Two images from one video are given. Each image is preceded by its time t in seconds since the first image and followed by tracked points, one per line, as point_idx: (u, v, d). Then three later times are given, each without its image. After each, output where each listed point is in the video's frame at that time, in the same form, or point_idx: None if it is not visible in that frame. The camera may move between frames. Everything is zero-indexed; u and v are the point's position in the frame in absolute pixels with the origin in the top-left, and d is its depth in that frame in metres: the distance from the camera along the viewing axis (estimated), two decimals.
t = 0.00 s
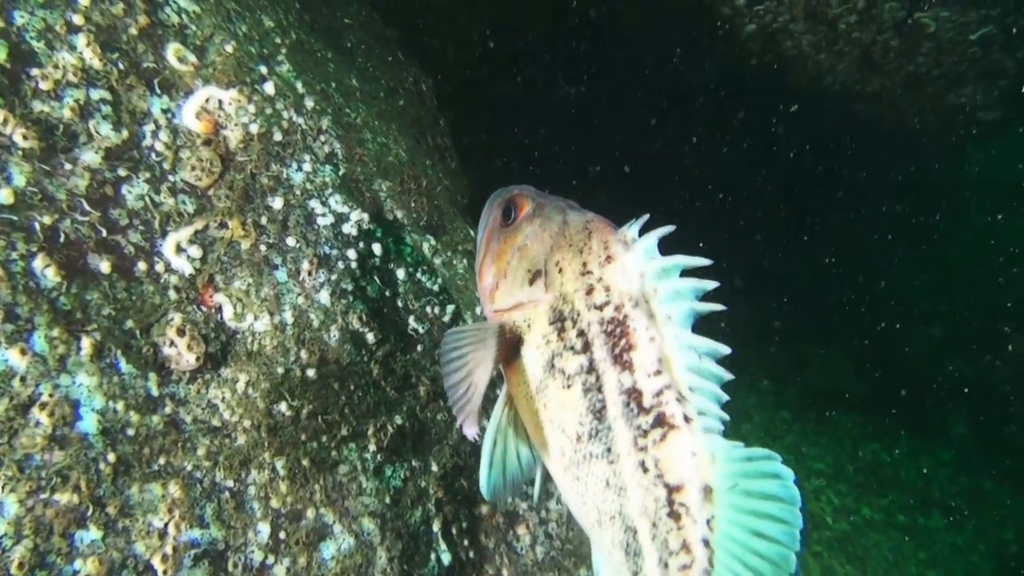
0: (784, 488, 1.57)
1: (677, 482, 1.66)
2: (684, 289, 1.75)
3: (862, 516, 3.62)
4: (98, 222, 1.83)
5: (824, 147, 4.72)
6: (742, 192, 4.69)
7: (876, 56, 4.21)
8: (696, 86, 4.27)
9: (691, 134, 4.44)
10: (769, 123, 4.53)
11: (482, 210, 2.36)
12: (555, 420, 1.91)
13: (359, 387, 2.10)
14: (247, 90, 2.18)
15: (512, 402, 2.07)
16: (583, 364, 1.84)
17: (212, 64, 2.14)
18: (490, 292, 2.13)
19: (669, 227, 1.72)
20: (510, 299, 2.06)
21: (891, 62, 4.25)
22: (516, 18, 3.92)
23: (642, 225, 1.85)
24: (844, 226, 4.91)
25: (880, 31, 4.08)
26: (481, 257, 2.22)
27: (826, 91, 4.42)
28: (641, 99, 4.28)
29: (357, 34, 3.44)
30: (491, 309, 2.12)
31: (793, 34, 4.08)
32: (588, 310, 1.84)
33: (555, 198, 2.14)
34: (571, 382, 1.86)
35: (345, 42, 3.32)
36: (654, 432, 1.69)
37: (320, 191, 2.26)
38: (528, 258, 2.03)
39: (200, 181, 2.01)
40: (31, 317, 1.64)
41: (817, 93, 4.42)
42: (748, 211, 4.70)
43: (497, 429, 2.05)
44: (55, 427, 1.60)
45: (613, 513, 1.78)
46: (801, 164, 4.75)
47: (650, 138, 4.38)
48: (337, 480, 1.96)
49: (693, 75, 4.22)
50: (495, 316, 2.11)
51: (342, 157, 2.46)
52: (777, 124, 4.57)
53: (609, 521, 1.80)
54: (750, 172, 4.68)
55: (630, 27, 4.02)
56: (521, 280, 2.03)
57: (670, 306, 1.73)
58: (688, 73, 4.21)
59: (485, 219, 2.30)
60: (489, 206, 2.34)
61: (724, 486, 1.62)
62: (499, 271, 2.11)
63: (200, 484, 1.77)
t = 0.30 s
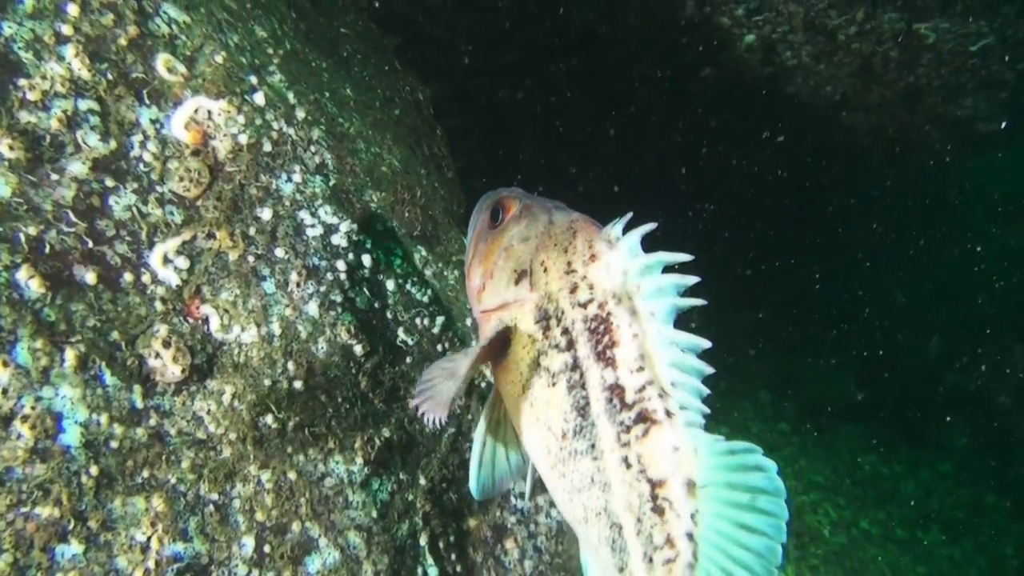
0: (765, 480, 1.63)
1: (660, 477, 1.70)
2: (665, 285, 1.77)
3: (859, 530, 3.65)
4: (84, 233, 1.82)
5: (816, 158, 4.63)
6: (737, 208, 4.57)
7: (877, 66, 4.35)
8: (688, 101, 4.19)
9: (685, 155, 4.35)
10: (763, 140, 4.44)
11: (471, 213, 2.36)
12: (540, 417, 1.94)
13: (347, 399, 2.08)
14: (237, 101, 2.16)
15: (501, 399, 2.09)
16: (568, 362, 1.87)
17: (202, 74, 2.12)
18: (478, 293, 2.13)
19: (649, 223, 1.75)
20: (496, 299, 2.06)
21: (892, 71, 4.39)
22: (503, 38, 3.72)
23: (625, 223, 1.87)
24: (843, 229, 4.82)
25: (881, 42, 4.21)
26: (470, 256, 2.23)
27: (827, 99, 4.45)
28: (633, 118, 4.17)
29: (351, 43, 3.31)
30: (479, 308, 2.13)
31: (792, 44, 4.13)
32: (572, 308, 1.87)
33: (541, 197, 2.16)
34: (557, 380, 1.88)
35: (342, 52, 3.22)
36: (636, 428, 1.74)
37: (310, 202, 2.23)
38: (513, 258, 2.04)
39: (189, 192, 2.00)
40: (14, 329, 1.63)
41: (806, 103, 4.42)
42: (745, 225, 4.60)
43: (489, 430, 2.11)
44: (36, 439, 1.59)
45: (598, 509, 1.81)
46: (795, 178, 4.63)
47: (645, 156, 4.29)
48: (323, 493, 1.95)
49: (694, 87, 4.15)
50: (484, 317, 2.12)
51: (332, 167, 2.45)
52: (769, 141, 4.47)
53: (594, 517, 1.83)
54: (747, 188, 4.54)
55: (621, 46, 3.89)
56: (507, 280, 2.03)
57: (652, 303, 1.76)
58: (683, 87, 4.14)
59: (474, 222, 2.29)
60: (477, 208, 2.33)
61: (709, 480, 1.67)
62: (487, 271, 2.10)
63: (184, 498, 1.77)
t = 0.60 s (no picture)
0: (709, 455, 1.86)
1: (620, 447, 2.01)
2: (645, 268, 2.07)
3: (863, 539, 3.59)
4: (69, 246, 1.80)
5: (815, 177, 4.46)
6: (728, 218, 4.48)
7: (876, 69, 4.03)
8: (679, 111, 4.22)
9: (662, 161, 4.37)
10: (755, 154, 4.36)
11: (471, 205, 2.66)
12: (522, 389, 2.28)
13: (336, 411, 2.04)
14: (224, 112, 2.16)
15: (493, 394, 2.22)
16: (548, 338, 2.21)
17: (188, 85, 2.11)
18: (473, 274, 2.49)
19: (635, 214, 2.06)
20: (489, 281, 2.41)
21: (892, 75, 4.05)
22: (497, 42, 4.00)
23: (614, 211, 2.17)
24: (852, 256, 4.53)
25: (878, 45, 3.91)
26: (469, 241, 2.55)
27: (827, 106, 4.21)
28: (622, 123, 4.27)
29: (347, 53, 3.45)
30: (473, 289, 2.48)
31: (791, 49, 3.94)
32: (558, 288, 2.19)
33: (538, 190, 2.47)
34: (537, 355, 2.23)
35: (335, 60, 3.31)
36: (603, 400, 2.06)
37: (299, 214, 2.21)
38: (507, 244, 2.37)
39: (176, 204, 1.99)
40: None
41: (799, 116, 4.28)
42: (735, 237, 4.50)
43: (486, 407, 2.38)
44: (18, 456, 1.58)
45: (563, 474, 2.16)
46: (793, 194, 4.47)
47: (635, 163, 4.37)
48: (312, 507, 1.94)
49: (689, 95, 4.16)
50: (477, 296, 2.46)
51: (322, 178, 2.39)
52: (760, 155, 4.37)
53: (559, 486, 2.18)
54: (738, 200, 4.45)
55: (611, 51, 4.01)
56: (500, 263, 2.38)
57: (632, 286, 2.07)
58: (674, 95, 4.16)
59: (474, 211, 2.63)
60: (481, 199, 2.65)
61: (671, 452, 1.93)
62: (482, 256, 2.45)
63: (170, 513, 1.75)
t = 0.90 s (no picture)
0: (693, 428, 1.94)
1: (610, 416, 1.99)
2: (631, 239, 1.98)
3: (873, 543, 3.48)
4: (53, 262, 1.79)
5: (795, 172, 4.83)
6: (711, 215, 4.87)
7: (880, 69, 4.14)
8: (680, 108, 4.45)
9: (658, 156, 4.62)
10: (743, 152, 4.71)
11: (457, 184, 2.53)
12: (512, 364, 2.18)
13: (328, 426, 2.01)
14: (210, 123, 2.11)
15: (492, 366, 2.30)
16: (535, 312, 2.09)
17: (173, 97, 2.07)
18: (458, 253, 2.33)
19: (623, 184, 1.94)
20: (475, 258, 2.26)
21: (895, 74, 4.16)
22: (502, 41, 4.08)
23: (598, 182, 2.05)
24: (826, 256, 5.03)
25: (881, 43, 3.97)
26: (455, 220, 2.40)
27: (831, 105, 4.39)
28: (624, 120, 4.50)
29: (342, 62, 3.39)
30: (460, 268, 2.33)
31: (794, 49, 4.01)
32: (543, 261, 2.06)
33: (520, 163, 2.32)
34: (524, 329, 2.13)
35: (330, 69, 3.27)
36: (594, 371, 2.01)
37: (288, 225, 2.16)
38: (491, 219, 2.22)
39: (161, 219, 1.96)
40: None
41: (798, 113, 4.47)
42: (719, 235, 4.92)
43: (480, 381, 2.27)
44: (2, 477, 1.55)
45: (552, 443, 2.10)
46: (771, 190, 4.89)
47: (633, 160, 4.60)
48: (304, 523, 1.91)
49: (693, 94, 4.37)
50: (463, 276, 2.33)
51: (312, 189, 2.32)
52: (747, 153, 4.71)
53: (547, 455, 2.12)
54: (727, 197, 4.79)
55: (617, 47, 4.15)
56: (485, 239, 2.23)
57: (620, 257, 1.98)
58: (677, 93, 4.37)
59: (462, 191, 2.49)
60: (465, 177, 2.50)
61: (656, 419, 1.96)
62: (467, 235, 2.29)
63: (159, 531, 1.73)
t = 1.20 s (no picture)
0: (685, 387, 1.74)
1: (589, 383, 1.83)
2: (603, 203, 1.87)
3: (884, 552, 3.39)
4: (34, 282, 1.75)
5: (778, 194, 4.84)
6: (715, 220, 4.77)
7: (890, 69, 3.94)
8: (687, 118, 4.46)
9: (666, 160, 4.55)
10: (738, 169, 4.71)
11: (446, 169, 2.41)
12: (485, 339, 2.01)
13: (318, 446, 1.96)
14: (198, 137, 2.05)
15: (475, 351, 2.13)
16: (507, 279, 1.94)
17: (159, 111, 2.02)
18: (446, 232, 2.15)
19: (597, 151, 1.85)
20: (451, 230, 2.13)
21: (907, 75, 3.97)
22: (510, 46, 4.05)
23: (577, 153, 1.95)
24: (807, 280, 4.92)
25: (892, 45, 3.79)
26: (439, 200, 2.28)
27: (843, 108, 4.25)
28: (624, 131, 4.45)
29: (341, 70, 3.28)
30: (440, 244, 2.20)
31: (803, 51, 3.88)
32: (514, 228, 1.93)
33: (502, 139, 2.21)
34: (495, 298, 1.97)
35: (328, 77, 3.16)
36: (567, 338, 1.85)
37: (278, 240, 2.10)
38: (467, 190, 2.10)
39: (147, 235, 1.90)
40: None
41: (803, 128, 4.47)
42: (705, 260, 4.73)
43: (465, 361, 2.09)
44: None
45: (529, 416, 1.93)
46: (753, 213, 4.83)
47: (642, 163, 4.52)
48: (292, 546, 1.88)
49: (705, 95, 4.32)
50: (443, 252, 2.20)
51: (304, 203, 2.25)
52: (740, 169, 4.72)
53: (527, 428, 1.95)
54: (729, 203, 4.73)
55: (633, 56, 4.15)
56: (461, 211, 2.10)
57: (594, 223, 1.88)
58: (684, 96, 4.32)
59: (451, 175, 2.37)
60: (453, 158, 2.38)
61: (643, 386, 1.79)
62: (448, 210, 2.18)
63: (142, 558, 1.69)
